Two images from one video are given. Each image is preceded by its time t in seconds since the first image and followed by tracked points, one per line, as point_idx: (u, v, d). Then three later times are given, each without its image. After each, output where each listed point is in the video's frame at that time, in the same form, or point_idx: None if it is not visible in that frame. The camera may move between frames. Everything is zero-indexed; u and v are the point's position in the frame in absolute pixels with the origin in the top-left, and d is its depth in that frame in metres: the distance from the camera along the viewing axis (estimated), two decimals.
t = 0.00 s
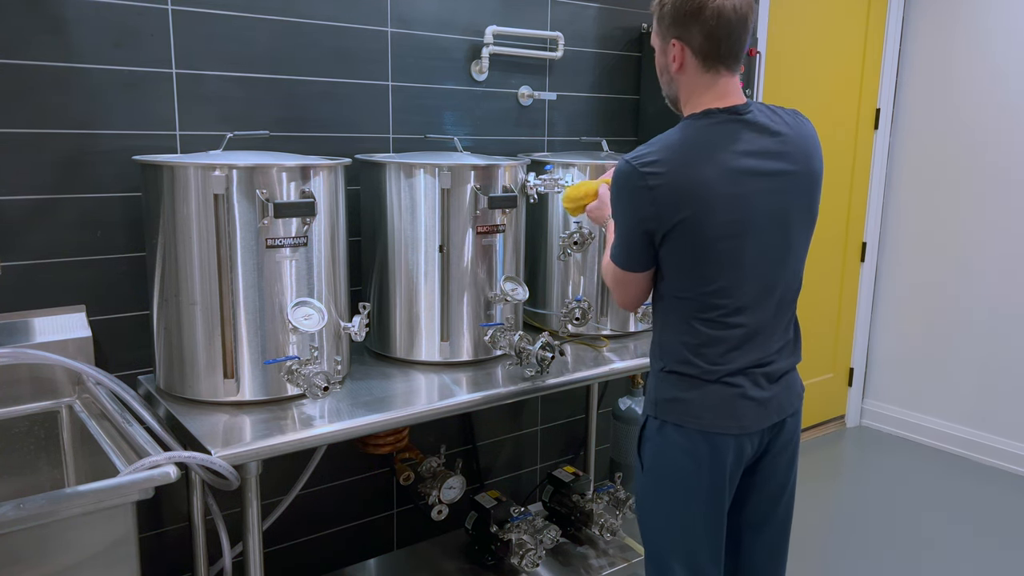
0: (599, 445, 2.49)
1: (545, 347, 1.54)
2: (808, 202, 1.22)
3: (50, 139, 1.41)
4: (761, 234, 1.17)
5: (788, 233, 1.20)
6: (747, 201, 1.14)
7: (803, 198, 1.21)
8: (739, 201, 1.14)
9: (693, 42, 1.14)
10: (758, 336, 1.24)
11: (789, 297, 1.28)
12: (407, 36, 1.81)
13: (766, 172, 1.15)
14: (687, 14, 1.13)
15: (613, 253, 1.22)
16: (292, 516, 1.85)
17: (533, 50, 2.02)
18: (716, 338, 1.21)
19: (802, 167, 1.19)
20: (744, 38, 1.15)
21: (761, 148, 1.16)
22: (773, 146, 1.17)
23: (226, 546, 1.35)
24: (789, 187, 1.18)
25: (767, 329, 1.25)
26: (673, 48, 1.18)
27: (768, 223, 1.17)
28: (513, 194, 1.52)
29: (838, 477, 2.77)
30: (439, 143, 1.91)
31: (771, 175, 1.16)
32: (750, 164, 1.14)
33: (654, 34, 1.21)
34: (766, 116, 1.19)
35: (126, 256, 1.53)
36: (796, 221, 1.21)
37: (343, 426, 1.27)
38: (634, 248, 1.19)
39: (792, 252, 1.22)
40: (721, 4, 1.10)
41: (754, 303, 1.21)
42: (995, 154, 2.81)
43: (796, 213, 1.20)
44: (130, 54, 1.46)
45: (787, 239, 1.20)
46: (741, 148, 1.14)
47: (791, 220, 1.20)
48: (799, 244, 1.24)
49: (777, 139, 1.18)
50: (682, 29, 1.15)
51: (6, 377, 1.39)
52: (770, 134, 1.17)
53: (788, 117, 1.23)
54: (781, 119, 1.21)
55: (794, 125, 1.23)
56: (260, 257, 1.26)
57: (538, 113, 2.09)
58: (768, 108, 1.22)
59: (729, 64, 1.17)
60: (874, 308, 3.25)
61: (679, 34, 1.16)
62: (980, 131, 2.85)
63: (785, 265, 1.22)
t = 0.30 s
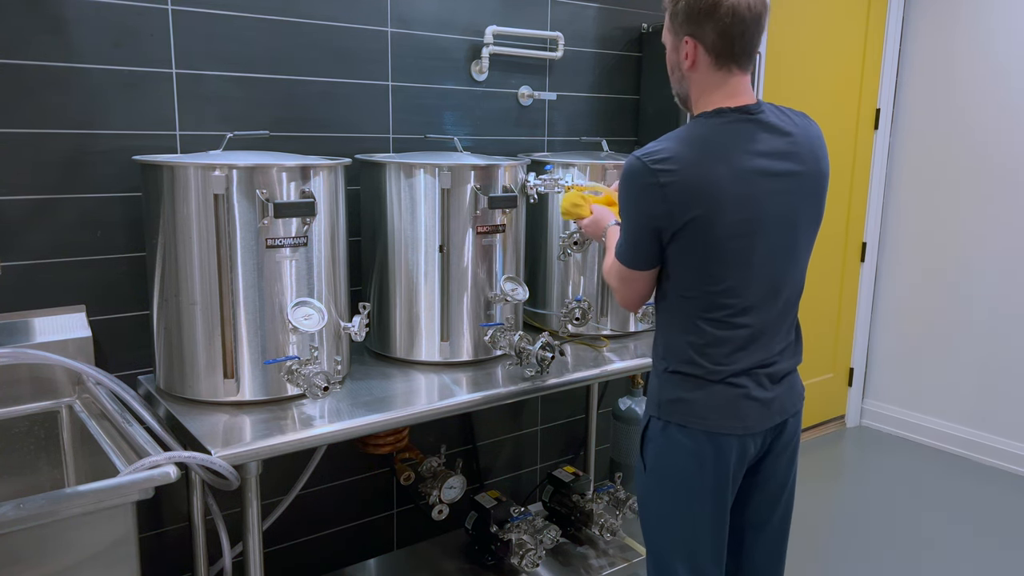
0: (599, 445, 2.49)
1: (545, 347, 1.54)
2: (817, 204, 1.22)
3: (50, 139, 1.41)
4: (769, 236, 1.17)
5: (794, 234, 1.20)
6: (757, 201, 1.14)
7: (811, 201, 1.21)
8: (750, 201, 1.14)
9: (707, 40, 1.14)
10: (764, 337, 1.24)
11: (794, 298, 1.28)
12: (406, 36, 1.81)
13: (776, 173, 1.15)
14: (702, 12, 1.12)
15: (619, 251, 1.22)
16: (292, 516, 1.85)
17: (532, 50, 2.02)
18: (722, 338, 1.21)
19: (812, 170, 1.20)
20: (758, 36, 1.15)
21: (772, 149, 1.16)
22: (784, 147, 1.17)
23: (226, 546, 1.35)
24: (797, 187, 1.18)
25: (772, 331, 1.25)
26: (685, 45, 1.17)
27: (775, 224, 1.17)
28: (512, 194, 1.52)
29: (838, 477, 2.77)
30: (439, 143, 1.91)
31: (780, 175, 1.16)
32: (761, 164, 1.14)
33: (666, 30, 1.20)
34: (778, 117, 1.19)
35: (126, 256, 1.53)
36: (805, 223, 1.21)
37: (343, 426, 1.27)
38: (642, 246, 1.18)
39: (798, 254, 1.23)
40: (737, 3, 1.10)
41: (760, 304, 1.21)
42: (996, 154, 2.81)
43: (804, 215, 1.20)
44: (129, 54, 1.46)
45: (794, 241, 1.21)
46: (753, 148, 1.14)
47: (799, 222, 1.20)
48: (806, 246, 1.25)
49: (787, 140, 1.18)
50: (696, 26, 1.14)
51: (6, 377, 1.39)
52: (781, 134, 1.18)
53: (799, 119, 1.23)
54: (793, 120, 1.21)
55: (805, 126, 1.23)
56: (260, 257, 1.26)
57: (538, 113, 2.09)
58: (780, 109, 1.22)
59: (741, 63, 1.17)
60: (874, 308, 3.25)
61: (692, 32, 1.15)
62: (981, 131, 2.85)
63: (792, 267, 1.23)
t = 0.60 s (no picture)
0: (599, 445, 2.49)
1: (539, 347, 1.54)
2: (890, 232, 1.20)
3: (50, 139, 1.41)
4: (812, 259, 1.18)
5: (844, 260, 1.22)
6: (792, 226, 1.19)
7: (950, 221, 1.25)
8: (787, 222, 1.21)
9: (871, 43, 1.26)
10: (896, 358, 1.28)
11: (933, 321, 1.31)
12: (407, 36, 1.81)
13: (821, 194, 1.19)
14: (862, 21, 1.26)
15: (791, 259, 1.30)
16: (293, 515, 1.85)
17: (532, 50, 2.02)
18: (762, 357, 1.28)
19: (882, 194, 1.18)
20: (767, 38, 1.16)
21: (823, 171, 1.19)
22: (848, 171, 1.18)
23: (226, 546, 1.35)
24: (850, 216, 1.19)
25: (908, 353, 1.29)
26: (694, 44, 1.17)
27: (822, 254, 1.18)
28: (508, 194, 1.51)
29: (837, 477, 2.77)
30: (439, 143, 1.91)
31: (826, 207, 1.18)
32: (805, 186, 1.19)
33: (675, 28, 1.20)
34: (851, 139, 1.20)
35: (126, 257, 1.53)
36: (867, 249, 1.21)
37: (343, 426, 1.27)
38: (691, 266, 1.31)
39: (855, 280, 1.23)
40: (898, 16, 1.26)
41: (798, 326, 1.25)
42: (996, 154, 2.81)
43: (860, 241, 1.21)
44: (129, 54, 1.46)
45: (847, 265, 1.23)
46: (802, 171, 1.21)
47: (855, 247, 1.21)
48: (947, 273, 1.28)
49: (853, 164, 1.18)
50: (858, 34, 1.27)
51: (6, 377, 1.39)
52: (847, 159, 1.18)
53: (890, 138, 1.20)
54: (879, 141, 1.19)
55: (924, 151, 1.22)
56: (260, 257, 1.26)
57: (538, 113, 2.10)
58: (907, 130, 1.23)
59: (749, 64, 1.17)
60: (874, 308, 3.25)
61: (850, 40, 1.28)
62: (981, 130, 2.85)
63: (839, 290, 1.25)
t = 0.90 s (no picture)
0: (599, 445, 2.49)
1: (539, 347, 1.54)
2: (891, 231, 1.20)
3: (50, 139, 1.41)
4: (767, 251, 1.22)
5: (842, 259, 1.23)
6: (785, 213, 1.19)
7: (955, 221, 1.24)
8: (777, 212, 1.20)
9: (884, 40, 1.26)
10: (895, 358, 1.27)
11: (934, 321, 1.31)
12: (406, 36, 1.81)
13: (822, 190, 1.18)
14: (878, 17, 1.26)
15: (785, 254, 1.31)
16: (293, 515, 1.85)
17: (532, 50, 2.02)
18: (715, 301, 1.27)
19: (884, 193, 1.18)
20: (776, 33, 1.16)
21: (825, 165, 1.17)
22: (851, 167, 1.17)
23: (226, 546, 1.35)
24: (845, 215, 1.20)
25: (905, 351, 1.29)
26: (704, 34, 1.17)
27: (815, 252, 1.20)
28: (508, 194, 1.51)
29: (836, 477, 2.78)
30: (439, 143, 1.91)
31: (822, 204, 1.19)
32: (806, 179, 1.18)
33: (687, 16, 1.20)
34: (855, 135, 1.18)
35: (126, 257, 1.53)
36: (868, 248, 1.21)
37: (343, 426, 1.27)
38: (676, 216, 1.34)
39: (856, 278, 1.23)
40: (913, 14, 1.26)
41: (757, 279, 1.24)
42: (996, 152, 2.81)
43: (860, 240, 1.21)
44: (129, 54, 1.46)
45: (847, 263, 1.23)
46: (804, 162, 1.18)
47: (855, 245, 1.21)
48: (949, 273, 1.27)
49: (857, 161, 1.17)
50: (872, 30, 1.27)
51: (6, 377, 1.39)
52: (852, 155, 1.17)
53: (892, 135, 1.20)
54: (881, 138, 1.19)
55: (927, 151, 1.22)
56: (260, 257, 1.26)
57: (538, 113, 2.10)
58: (908, 129, 1.23)
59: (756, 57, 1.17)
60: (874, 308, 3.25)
61: (863, 35, 1.28)
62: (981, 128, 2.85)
63: (840, 288, 1.25)
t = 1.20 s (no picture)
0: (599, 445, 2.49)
1: (539, 347, 1.54)
2: (882, 223, 1.21)
3: (50, 139, 1.41)
4: (734, 202, 1.26)
5: (836, 246, 1.24)
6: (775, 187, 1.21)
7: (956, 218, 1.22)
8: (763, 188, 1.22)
9: (875, 39, 1.26)
10: (888, 351, 1.28)
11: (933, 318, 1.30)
12: (406, 36, 1.81)
13: (812, 180, 1.20)
14: (870, 16, 1.27)
15: (779, 245, 1.32)
16: (292, 515, 1.85)
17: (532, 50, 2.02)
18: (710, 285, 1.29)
19: (875, 185, 1.19)
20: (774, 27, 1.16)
21: (815, 151, 1.19)
22: (841, 158, 1.19)
23: (226, 546, 1.35)
24: (838, 201, 1.21)
25: (901, 345, 1.29)
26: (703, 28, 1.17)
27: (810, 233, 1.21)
28: (507, 194, 1.51)
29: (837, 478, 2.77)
30: (439, 143, 1.91)
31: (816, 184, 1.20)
32: (795, 166, 1.20)
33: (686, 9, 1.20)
34: (848, 127, 1.20)
35: (125, 257, 1.53)
36: (860, 241, 1.22)
37: (343, 426, 1.27)
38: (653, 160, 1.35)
39: (848, 271, 1.24)
40: (905, 11, 1.26)
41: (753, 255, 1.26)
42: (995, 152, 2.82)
43: (851, 229, 1.22)
44: (130, 54, 1.46)
45: (840, 256, 1.24)
46: (791, 145, 1.19)
47: (848, 238, 1.22)
48: (949, 269, 1.26)
49: (848, 152, 1.19)
50: (864, 29, 1.27)
51: (6, 376, 1.39)
52: (843, 145, 1.19)
53: (886, 130, 1.21)
54: (874, 131, 1.20)
55: (924, 147, 1.22)
56: (260, 257, 1.26)
57: (538, 113, 2.10)
58: (905, 124, 1.23)
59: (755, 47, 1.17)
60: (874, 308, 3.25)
61: (856, 35, 1.28)
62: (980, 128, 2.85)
63: (833, 279, 1.26)
